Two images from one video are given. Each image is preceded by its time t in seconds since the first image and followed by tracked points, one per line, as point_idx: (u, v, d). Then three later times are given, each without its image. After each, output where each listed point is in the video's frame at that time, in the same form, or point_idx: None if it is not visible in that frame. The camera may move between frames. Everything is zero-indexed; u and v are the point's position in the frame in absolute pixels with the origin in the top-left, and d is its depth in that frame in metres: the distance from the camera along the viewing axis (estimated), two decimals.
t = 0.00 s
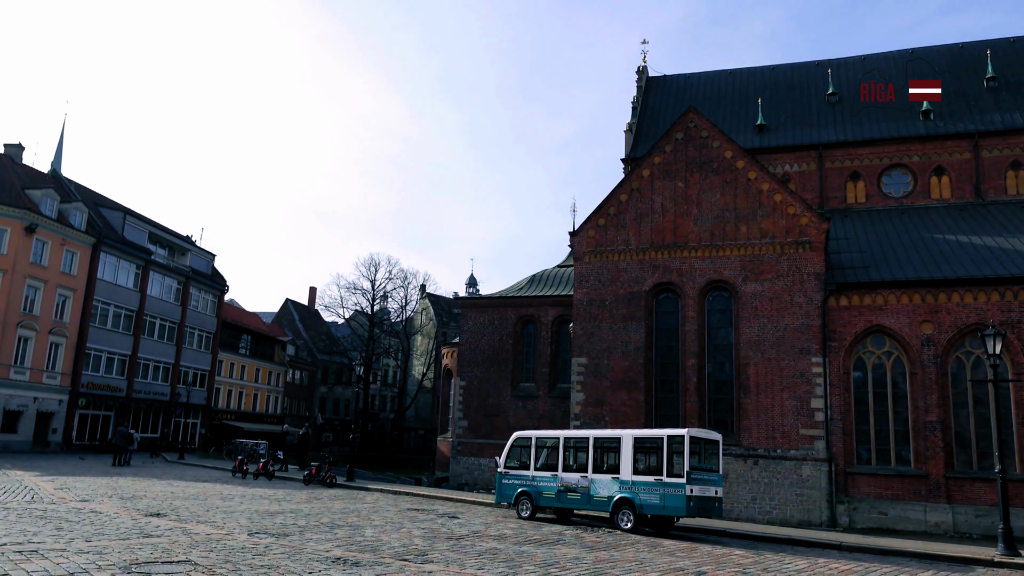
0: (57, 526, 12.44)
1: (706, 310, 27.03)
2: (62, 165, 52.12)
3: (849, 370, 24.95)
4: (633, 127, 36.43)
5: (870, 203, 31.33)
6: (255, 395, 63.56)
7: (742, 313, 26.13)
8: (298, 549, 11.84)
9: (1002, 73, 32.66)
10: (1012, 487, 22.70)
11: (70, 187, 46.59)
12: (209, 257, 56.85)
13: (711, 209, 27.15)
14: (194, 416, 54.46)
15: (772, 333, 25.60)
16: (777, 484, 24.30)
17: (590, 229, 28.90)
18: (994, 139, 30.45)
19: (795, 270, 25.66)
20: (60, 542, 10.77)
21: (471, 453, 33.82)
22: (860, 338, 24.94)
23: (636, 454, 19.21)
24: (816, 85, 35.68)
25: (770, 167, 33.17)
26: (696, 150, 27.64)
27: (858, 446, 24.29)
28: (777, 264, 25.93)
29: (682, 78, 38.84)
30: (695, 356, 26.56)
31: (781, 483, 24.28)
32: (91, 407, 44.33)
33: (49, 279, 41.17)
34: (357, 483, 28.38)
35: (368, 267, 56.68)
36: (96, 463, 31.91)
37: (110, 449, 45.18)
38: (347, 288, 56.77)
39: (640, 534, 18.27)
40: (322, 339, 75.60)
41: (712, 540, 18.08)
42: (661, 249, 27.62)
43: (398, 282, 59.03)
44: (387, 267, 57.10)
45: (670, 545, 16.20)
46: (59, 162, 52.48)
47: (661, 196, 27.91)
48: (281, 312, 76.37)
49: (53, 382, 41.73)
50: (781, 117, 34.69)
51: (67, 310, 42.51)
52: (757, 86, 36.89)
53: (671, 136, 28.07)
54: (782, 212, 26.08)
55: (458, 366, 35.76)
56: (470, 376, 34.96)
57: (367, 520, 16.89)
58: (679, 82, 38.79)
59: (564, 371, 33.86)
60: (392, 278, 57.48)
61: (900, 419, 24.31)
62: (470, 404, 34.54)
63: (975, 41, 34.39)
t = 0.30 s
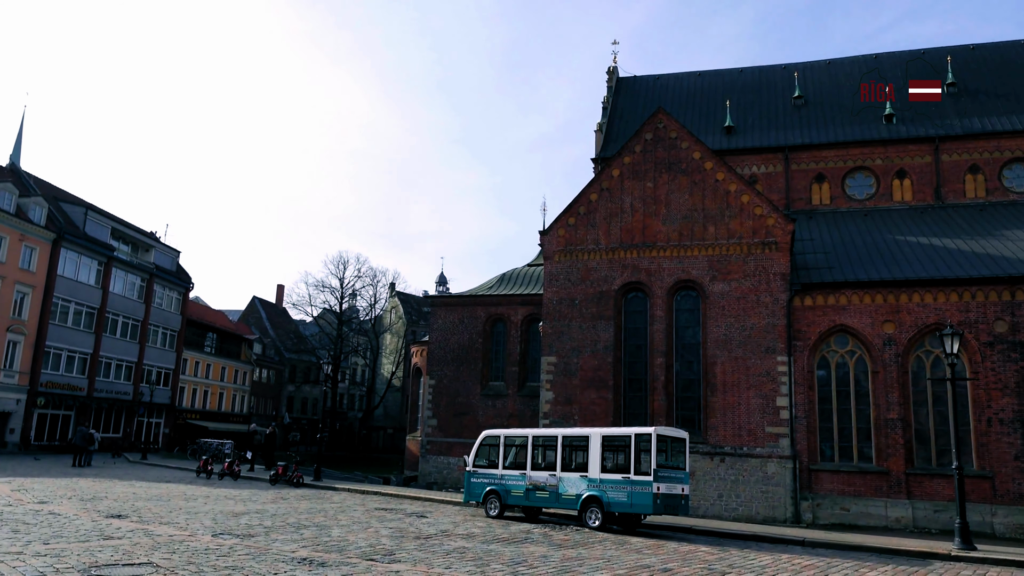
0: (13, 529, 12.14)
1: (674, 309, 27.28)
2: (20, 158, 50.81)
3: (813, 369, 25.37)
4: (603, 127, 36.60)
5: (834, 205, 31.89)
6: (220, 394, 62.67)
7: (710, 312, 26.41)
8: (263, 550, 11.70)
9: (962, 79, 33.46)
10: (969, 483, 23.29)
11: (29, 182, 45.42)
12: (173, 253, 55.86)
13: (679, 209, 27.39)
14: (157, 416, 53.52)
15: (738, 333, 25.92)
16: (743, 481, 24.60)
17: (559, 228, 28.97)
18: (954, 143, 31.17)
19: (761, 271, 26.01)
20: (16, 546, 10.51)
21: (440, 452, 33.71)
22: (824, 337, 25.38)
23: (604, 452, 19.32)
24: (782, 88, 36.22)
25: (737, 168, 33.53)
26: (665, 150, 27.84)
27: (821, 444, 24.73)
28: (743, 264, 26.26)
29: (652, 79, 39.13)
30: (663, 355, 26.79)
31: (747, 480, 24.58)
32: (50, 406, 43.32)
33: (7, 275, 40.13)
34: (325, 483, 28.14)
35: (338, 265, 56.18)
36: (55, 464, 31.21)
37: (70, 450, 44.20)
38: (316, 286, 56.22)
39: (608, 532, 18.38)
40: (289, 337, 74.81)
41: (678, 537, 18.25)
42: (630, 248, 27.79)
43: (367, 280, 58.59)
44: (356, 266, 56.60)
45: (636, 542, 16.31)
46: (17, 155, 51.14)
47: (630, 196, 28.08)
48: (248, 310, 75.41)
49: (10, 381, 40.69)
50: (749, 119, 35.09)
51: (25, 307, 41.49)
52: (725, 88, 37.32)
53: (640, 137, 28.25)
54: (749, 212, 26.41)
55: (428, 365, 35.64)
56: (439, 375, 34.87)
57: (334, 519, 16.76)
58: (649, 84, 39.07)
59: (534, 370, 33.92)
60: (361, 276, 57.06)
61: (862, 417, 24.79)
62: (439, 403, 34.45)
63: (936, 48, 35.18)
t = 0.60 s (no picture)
0: None
1: (642, 310, 27.50)
2: None
3: (777, 370, 25.77)
4: (572, 129, 36.74)
5: (798, 208, 32.44)
6: (184, 395, 61.65)
7: (677, 314, 26.66)
8: (226, 552, 11.55)
9: (923, 86, 34.24)
10: (927, 481, 23.85)
11: None
12: (136, 251, 54.85)
13: (647, 211, 27.61)
14: (118, 417, 52.45)
15: (704, 334, 26.21)
16: (708, 481, 24.87)
17: (528, 229, 29.01)
18: (914, 150, 31.88)
19: (728, 273, 26.34)
20: None
21: (408, 453, 33.54)
22: (788, 338, 25.79)
23: (571, 453, 19.40)
24: (749, 92, 36.71)
25: (705, 172, 33.87)
26: (634, 152, 28.04)
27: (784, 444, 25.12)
28: (710, 266, 26.57)
29: (621, 82, 39.39)
30: (630, 356, 26.98)
31: (712, 480, 24.86)
32: (6, 407, 42.22)
33: None
34: (290, 484, 27.82)
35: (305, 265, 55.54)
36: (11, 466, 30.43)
37: (27, 452, 43.12)
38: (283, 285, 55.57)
39: (574, 532, 18.47)
40: (255, 337, 73.90)
41: (644, 537, 18.40)
42: (599, 250, 27.94)
43: (336, 280, 58.07)
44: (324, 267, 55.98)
45: (602, 542, 16.41)
46: None
47: (599, 197, 28.22)
48: (212, 308, 74.33)
49: None
50: (717, 123, 35.48)
51: None
52: (693, 92, 37.72)
53: (609, 139, 28.41)
54: (716, 215, 26.74)
55: (395, 365, 35.45)
56: (407, 375, 34.70)
57: (299, 521, 16.60)
58: (618, 86, 39.32)
59: (502, 371, 33.94)
60: (328, 276, 56.53)
61: (824, 417, 25.24)
62: (407, 404, 34.27)
63: (898, 55, 35.96)
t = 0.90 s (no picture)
0: None
1: (610, 312, 27.68)
2: None
3: (742, 372, 26.12)
4: (542, 131, 36.83)
5: (763, 213, 32.94)
6: (144, 397, 60.47)
7: (644, 316, 26.87)
8: (186, 557, 11.35)
9: (897, 92, 34.96)
10: (886, 482, 24.34)
11: None
12: (96, 250, 53.68)
13: (616, 214, 27.78)
14: (77, 419, 51.24)
15: (671, 337, 26.44)
16: (674, 482, 25.08)
17: (497, 231, 28.99)
18: (875, 157, 32.55)
19: (694, 276, 26.62)
20: None
21: (374, 455, 33.29)
22: (752, 341, 26.16)
23: (537, 455, 19.43)
24: (716, 98, 37.17)
25: (672, 176, 34.18)
26: (603, 156, 28.19)
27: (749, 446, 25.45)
28: (677, 270, 26.82)
29: (591, 85, 39.61)
30: (598, 358, 27.10)
31: (677, 481, 25.07)
32: None
33: None
34: (253, 487, 27.41)
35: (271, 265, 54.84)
36: None
37: None
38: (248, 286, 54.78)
39: (540, 534, 18.49)
40: (219, 338, 72.82)
41: (610, 538, 18.48)
42: (567, 252, 28.04)
43: (302, 280, 57.44)
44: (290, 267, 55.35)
45: (568, 544, 16.45)
46: None
47: (568, 200, 28.32)
48: (175, 309, 73.06)
49: None
50: (684, 128, 35.82)
51: None
52: (661, 96, 38.08)
53: (578, 142, 28.53)
54: (683, 219, 27.01)
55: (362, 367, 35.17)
56: (374, 377, 34.45)
57: (262, 525, 16.36)
58: (588, 90, 39.53)
59: (470, 373, 33.88)
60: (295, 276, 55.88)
61: (787, 419, 25.64)
62: (374, 406, 34.00)
63: (861, 64, 36.71)
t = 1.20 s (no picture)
0: None
1: (577, 315, 27.82)
2: None
3: (707, 375, 26.43)
4: (511, 134, 36.89)
5: (729, 218, 33.41)
6: (104, 398, 59.21)
7: (612, 320, 27.06)
8: (145, 562, 11.16)
9: (875, 99, 35.65)
10: (846, 483, 24.79)
11: None
12: (55, 248, 52.49)
13: (584, 217, 27.93)
14: (33, 421, 49.98)
15: (638, 340, 26.66)
16: (639, 484, 25.26)
17: (466, 233, 28.96)
18: (838, 165, 33.19)
19: (660, 280, 26.89)
20: None
21: (340, 458, 33.03)
22: (718, 345, 26.49)
23: (503, 458, 19.44)
24: (684, 104, 37.59)
25: (640, 181, 34.46)
26: (572, 159, 28.34)
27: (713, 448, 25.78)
28: (644, 273, 27.07)
29: (560, 89, 39.81)
30: (565, 362, 27.22)
31: (643, 483, 25.27)
32: None
33: None
34: (216, 491, 27.00)
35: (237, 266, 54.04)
36: None
37: None
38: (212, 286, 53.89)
39: (506, 536, 18.52)
40: (182, 339, 71.64)
41: (575, 541, 18.57)
42: (535, 255, 28.12)
43: (269, 281, 56.73)
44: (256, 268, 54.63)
45: (533, 547, 16.49)
46: None
47: (537, 203, 28.40)
48: (137, 309, 71.71)
49: None
50: (652, 133, 36.16)
51: None
52: (630, 101, 38.41)
53: (548, 146, 28.63)
54: (650, 223, 27.27)
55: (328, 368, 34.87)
56: (340, 379, 34.17)
57: (224, 529, 16.14)
58: (557, 94, 39.71)
59: (438, 375, 33.80)
60: (261, 277, 55.15)
61: (751, 422, 26.01)
62: (340, 408, 33.73)
63: (825, 74, 37.43)
